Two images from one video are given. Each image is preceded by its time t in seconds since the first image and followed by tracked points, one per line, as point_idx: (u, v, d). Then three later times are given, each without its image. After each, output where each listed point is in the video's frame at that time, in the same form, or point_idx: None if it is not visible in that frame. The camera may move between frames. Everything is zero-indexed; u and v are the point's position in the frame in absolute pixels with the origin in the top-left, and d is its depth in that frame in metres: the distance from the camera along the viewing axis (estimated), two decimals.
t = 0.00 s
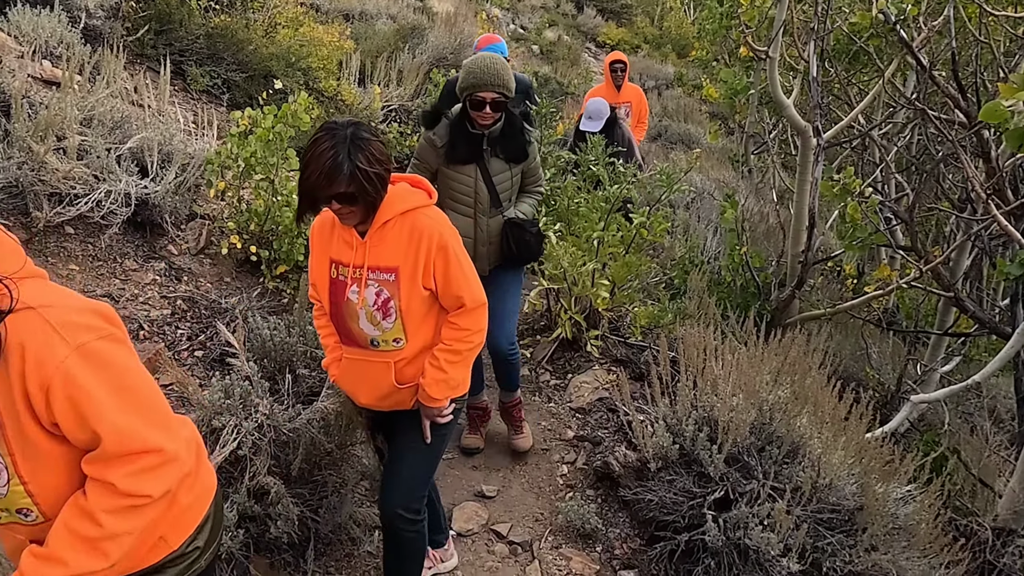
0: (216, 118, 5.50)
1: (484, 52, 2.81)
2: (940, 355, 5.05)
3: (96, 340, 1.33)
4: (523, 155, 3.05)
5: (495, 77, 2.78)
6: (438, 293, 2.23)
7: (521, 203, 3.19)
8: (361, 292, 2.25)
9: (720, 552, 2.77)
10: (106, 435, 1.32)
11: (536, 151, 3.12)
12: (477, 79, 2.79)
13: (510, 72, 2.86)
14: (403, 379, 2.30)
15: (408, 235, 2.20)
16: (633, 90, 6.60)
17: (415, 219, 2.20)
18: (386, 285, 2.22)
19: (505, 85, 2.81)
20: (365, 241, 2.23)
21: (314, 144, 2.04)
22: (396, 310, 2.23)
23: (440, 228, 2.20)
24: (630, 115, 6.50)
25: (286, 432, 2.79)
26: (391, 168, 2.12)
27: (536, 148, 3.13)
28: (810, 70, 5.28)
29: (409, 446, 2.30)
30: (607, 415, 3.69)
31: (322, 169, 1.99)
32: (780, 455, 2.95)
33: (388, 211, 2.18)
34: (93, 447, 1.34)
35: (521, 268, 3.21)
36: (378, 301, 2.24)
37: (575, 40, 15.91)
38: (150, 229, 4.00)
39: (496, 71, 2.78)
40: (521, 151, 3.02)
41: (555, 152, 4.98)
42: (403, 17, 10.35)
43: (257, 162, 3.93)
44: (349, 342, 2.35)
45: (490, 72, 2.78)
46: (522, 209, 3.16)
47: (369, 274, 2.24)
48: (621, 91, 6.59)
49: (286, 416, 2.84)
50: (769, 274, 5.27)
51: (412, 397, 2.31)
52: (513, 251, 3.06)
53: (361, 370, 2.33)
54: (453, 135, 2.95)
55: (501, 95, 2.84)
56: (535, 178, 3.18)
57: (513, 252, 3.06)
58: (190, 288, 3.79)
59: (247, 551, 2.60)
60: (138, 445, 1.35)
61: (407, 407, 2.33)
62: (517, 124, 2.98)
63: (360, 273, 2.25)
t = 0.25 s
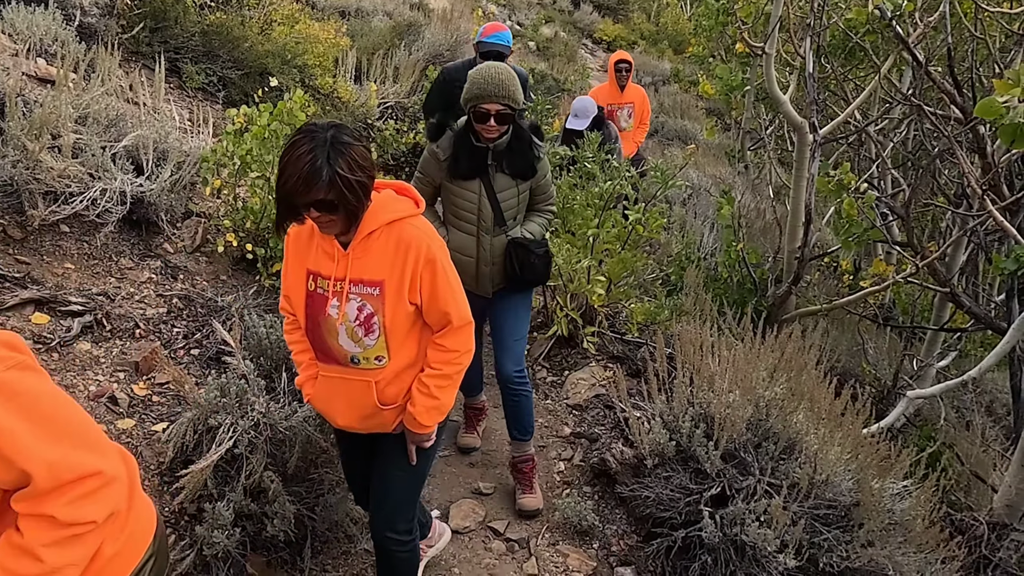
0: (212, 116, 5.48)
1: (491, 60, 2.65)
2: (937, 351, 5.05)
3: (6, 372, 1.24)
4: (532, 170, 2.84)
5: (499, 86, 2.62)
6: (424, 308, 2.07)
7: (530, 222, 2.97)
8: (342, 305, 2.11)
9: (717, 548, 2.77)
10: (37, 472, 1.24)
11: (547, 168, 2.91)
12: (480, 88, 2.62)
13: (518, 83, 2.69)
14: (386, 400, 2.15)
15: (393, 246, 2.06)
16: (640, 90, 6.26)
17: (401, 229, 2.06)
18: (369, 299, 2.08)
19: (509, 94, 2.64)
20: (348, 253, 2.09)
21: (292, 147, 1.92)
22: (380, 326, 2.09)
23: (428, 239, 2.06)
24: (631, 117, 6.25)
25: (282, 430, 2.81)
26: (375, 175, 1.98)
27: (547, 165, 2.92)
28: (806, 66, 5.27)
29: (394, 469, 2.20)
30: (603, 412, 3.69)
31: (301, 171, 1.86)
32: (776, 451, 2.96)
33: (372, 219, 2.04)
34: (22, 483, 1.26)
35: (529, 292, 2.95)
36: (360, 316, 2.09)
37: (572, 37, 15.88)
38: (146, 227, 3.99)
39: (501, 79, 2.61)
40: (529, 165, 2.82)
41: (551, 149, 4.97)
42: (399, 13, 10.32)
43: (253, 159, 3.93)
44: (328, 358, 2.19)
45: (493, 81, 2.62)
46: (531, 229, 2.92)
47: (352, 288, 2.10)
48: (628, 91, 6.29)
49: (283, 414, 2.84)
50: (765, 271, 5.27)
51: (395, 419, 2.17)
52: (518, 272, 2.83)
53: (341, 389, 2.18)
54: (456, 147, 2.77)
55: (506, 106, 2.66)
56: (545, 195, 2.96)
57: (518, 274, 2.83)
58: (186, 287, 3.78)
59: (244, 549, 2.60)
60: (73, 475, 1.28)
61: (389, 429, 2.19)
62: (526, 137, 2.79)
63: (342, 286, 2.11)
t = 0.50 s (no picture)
0: (205, 115, 5.47)
1: (504, 57, 2.62)
2: (930, 347, 5.07)
3: None
4: (542, 177, 2.77)
5: (507, 85, 2.58)
6: (403, 317, 2.04)
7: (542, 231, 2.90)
8: (316, 312, 2.05)
9: (710, 544, 2.78)
10: None
11: (561, 175, 2.84)
12: (486, 85, 2.59)
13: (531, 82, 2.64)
14: (362, 412, 2.10)
15: (371, 252, 2.01)
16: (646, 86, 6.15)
17: (380, 234, 2.02)
18: (346, 306, 2.03)
19: (518, 94, 2.59)
20: (323, 257, 2.03)
21: (264, 145, 1.86)
22: (356, 335, 2.03)
23: (409, 246, 2.02)
24: (633, 113, 6.15)
25: (274, 429, 2.83)
26: (351, 176, 1.92)
27: (562, 172, 2.84)
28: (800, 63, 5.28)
29: (374, 483, 2.20)
30: (597, 409, 3.70)
31: (273, 169, 1.81)
32: (769, 447, 2.96)
33: (351, 223, 2.00)
34: None
35: (535, 305, 2.89)
36: (335, 324, 2.04)
37: (567, 35, 15.87)
38: (139, 227, 3.99)
39: (508, 78, 2.57)
40: (539, 171, 2.74)
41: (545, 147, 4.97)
42: (393, 11, 10.30)
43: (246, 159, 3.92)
44: (299, 368, 2.12)
45: (501, 79, 2.58)
46: (540, 238, 2.86)
47: (327, 294, 2.04)
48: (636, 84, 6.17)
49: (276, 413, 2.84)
50: (759, 268, 5.28)
51: (371, 432, 2.12)
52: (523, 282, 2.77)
53: (313, 401, 2.11)
54: (463, 148, 2.73)
55: (515, 106, 2.61)
56: (559, 203, 2.89)
57: (523, 284, 2.77)
58: (180, 286, 3.78)
59: (237, 548, 2.60)
60: None
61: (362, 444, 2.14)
62: (537, 142, 2.72)
63: (316, 291, 2.04)
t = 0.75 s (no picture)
0: (198, 118, 5.47)
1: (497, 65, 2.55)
2: (924, 346, 5.08)
3: None
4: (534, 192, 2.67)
5: (494, 95, 2.50)
6: (367, 352, 1.92)
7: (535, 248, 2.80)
8: (274, 348, 1.92)
9: (702, 545, 2.78)
10: None
11: (557, 191, 2.73)
12: (473, 94, 2.51)
13: (524, 93, 2.56)
14: (327, 451, 1.99)
15: (333, 284, 1.89)
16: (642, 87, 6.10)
17: (343, 265, 1.90)
18: (305, 341, 1.91)
19: (506, 104, 2.51)
20: (280, 290, 1.90)
21: (209, 172, 1.73)
22: (316, 373, 1.92)
23: (373, 276, 1.91)
24: (627, 115, 6.18)
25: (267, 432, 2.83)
26: (305, 203, 1.78)
27: (557, 187, 2.74)
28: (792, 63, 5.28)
29: (349, 519, 2.06)
30: (591, 410, 3.70)
31: (216, 198, 1.68)
32: (762, 448, 2.96)
33: (310, 254, 1.88)
34: None
35: (525, 325, 2.78)
36: (295, 362, 1.92)
37: (562, 36, 15.88)
38: (132, 231, 3.98)
39: (492, 88, 2.49)
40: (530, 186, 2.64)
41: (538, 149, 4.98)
42: (387, 12, 10.30)
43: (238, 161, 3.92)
44: (258, 406, 2.01)
45: (488, 89, 2.50)
46: (531, 256, 2.75)
47: (285, 329, 1.92)
48: (631, 85, 6.16)
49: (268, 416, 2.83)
50: (753, 268, 5.29)
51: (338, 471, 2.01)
52: (510, 301, 2.68)
53: (274, 441, 1.99)
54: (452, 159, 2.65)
55: (502, 117, 2.53)
56: (555, 220, 2.78)
57: (509, 303, 2.68)
58: (172, 290, 3.78)
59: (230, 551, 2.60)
60: None
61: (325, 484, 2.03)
62: (529, 156, 2.62)
63: (274, 326, 1.92)
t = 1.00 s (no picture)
0: (192, 124, 5.46)
1: (460, 92, 2.46)
2: (918, 347, 5.09)
3: None
4: (505, 224, 2.58)
5: (457, 125, 2.41)
6: (273, 411, 1.74)
7: (511, 281, 2.72)
8: (174, 407, 1.77)
9: (697, 549, 2.78)
10: None
11: (531, 221, 2.64)
12: (436, 126, 2.43)
13: (491, 120, 2.47)
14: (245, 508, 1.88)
15: (229, 337, 1.70)
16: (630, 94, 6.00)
17: (240, 313, 1.70)
18: (205, 402, 1.74)
19: (469, 134, 2.42)
20: (176, 344, 1.72)
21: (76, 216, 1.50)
22: (221, 435, 1.76)
23: (273, 323, 1.70)
24: (615, 123, 6.08)
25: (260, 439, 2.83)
26: (188, 246, 1.54)
27: (530, 217, 2.64)
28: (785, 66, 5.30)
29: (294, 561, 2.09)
30: (585, 414, 3.71)
31: (81, 243, 1.45)
32: (756, 451, 2.96)
33: (199, 306, 1.68)
34: None
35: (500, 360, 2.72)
36: (197, 423, 1.76)
37: (557, 39, 15.90)
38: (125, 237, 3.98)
39: (455, 117, 2.41)
40: (500, 218, 2.55)
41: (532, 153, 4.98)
42: (382, 16, 10.31)
43: (231, 168, 3.92)
44: (170, 464, 1.88)
45: (451, 119, 2.42)
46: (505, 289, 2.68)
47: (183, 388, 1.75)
48: (618, 92, 6.08)
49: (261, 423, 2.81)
50: (747, 270, 5.30)
51: (259, 525, 1.91)
52: (484, 339, 2.62)
53: (190, 498, 1.89)
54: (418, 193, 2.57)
55: (464, 146, 2.44)
56: (530, 250, 2.69)
57: (484, 342, 2.62)
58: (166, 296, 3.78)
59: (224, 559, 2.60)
60: None
61: (256, 535, 1.93)
62: (498, 186, 2.53)
63: (173, 384, 1.76)
